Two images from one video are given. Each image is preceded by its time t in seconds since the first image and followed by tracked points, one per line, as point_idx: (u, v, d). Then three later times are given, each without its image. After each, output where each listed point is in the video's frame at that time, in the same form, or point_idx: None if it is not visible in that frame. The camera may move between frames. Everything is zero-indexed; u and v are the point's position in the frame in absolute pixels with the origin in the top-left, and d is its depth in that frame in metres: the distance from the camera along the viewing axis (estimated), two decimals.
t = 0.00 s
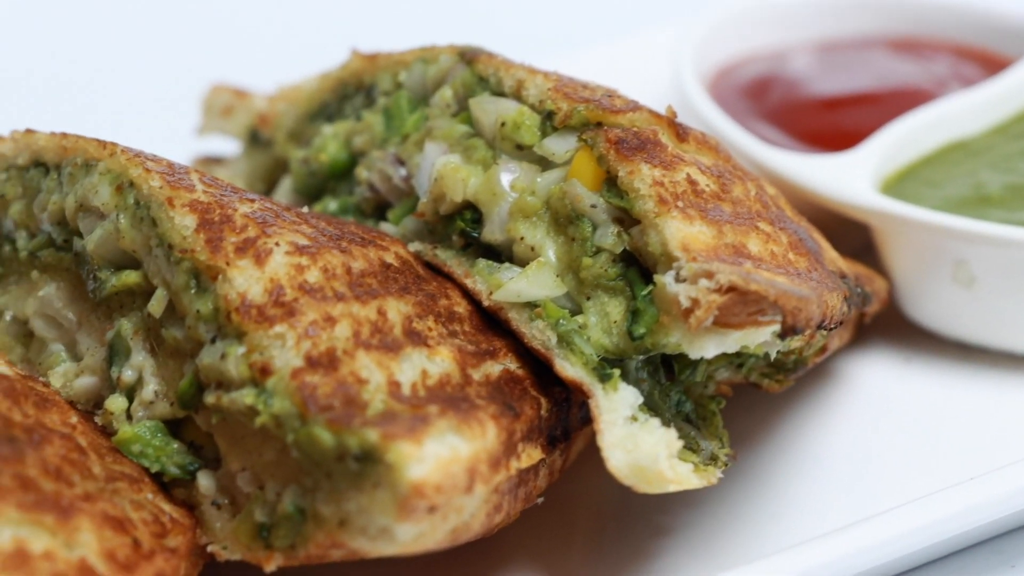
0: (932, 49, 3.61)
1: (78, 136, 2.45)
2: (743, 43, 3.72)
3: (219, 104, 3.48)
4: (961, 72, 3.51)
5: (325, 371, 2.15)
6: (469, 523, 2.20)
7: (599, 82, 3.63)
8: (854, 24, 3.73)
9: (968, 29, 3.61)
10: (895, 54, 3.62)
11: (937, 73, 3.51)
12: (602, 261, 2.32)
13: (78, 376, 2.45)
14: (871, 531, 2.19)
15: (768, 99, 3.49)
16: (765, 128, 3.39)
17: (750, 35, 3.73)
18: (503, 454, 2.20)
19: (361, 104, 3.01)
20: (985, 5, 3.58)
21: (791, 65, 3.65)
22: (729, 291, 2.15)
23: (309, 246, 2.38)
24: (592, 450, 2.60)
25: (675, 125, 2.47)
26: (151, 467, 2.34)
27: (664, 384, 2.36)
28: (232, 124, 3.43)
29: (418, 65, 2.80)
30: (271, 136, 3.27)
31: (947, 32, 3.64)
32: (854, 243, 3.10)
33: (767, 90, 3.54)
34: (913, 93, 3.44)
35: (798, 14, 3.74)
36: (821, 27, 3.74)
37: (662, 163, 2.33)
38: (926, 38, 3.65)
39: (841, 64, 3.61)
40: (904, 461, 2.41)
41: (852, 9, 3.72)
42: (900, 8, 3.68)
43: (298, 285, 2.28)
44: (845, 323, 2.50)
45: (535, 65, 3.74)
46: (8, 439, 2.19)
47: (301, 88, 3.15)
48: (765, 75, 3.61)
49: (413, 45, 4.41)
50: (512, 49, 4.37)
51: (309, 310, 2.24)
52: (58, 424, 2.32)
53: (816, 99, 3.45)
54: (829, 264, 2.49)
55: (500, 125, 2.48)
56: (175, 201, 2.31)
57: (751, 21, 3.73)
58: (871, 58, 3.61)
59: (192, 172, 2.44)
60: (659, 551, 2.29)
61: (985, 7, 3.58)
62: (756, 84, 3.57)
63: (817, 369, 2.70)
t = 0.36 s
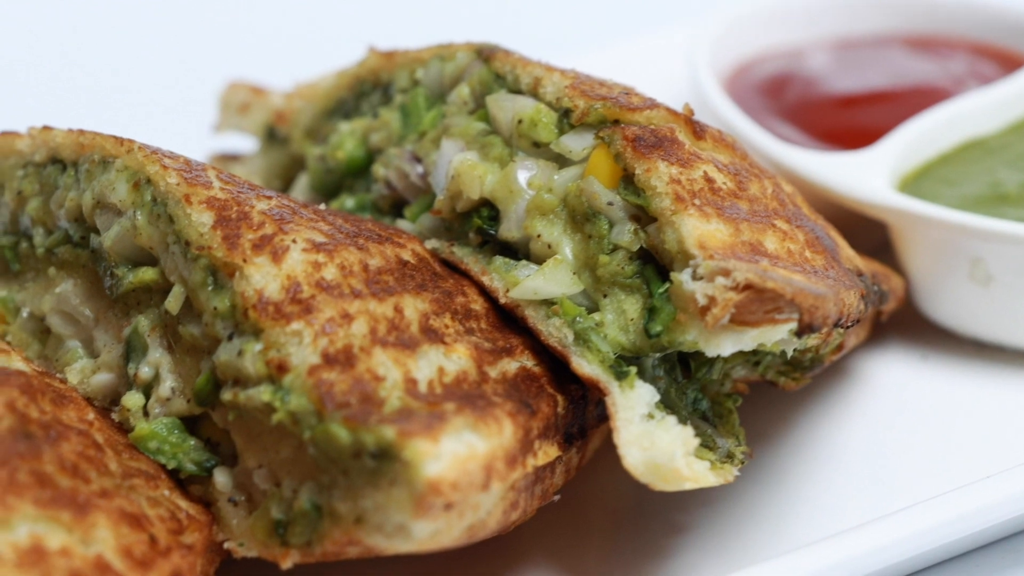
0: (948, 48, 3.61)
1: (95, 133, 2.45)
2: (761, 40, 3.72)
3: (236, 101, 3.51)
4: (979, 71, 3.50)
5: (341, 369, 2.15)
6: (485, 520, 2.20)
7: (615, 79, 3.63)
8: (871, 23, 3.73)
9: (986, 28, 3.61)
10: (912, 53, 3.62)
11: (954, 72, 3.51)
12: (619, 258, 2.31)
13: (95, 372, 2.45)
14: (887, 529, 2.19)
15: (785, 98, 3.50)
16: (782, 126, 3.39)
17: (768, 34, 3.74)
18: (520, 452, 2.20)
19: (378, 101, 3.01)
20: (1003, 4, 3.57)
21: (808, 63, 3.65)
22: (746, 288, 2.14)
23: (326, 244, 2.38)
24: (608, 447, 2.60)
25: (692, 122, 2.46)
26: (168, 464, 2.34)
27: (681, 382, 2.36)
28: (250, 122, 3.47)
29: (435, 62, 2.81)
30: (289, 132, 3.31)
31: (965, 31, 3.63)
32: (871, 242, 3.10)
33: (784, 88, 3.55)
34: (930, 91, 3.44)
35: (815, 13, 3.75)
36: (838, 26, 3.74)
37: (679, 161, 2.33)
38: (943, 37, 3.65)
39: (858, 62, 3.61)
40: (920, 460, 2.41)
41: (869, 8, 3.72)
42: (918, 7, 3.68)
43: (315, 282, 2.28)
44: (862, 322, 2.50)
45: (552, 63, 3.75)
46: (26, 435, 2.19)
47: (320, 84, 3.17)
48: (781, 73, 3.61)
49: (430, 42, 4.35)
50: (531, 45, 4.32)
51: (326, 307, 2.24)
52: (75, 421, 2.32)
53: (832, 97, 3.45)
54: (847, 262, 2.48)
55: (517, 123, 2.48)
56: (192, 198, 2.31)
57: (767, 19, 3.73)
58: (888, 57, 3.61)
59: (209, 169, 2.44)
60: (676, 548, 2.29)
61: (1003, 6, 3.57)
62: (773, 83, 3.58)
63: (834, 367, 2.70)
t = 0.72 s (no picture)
0: (966, 46, 3.60)
1: (113, 130, 2.45)
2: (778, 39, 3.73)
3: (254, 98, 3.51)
4: (997, 69, 3.49)
5: (358, 366, 2.15)
6: (502, 517, 2.20)
7: (632, 77, 3.63)
8: (889, 22, 3.73)
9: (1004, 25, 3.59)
10: (929, 50, 3.61)
11: (972, 69, 3.50)
12: (637, 256, 2.31)
13: (112, 369, 2.45)
14: (902, 528, 2.19)
15: (802, 96, 3.50)
16: (799, 124, 3.40)
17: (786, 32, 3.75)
18: (537, 449, 2.20)
19: (395, 99, 3.03)
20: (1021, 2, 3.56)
21: (825, 61, 3.65)
22: (764, 287, 2.15)
23: (344, 241, 2.38)
24: (624, 445, 2.60)
25: (710, 120, 2.46)
26: (185, 461, 2.34)
27: (698, 380, 2.36)
28: (267, 119, 3.46)
29: (453, 60, 2.82)
30: (306, 130, 3.31)
31: (983, 28, 3.62)
32: (888, 240, 3.10)
33: (801, 86, 3.55)
34: (948, 89, 3.44)
35: (832, 12, 3.76)
36: (855, 25, 3.75)
37: (697, 159, 2.33)
38: (961, 35, 3.64)
39: (876, 60, 3.61)
40: (937, 459, 2.41)
41: (887, 8, 3.73)
42: (936, 5, 3.67)
43: (333, 280, 2.28)
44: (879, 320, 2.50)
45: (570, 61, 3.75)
46: (43, 432, 2.19)
47: (337, 82, 3.17)
48: (799, 71, 3.62)
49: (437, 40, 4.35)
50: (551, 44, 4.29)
51: (344, 305, 2.24)
52: (92, 418, 2.33)
53: (850, 95, 3.45)
54: (864, 260, 2.48)
55: (534, 120, 2.48)
56: (210, 195, 2.31)
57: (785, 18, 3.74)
58: (905, 55, 3.61)
59: (226, 166, 2.43)
60: (693, 546, 2.29)
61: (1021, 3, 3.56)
62: (791, 81, 3.58)
63: (851, 366, 2.70)
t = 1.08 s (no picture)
0: (994, 45, 3.59)
1: (141, 126, 2.45)
2: (805, 38, 3.74)
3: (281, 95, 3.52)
4: None
5: (386, 364, 2.15)
6: (530, 516, 2.20)
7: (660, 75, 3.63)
8: (917, 19, 3.72)
9: None
10: (957, 49, 3.61)
11: (1000, 68, 3.49)
12: (664, 254, 2.31)
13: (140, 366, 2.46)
14: (929, 528, 2.19)
15: (829, 95, 3.50)
16: (826, 123, 3.40)
17: (812, 31, 3.75)
18: (564, 448, 2.20)
19: (422, 96, 3.00)
20: None
21: (853, 60, 3.65)
22: (792, 286, 2.15)
23: (371, 238, 2.38)
24: (652, 443, 2.59)
25: (738, 119, 2.46)
26: (213, 458, 2.36)
27: (725, 378, 2.36)
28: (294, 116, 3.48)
29: (480, 57, 2.82)
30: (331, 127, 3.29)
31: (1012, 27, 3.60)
32: (916, 238, 3.10)
33: (828, 84, 3.55)
34: (974, 88, 3.43)
35: (859, 10, 3.76)
36: (882, 23, 3.75)
37: (725, 157, 2.33)
38: (988, 34, 3.63)
39: (903, 59, 3.61)
40: (964, 460, 2.40)
41: (914, 6, 3.72)
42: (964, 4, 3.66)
43: (360, 277, 2.28)
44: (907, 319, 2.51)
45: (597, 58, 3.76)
46: (71, 428, 2.20)
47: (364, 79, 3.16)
48: (826, 70, 3.62)
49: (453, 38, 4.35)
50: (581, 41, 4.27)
51: (372, 302, 2.24)
52: (120, 414, 2.33)
53: (877, 94, 3.45)
54: (892, 259, 2.48)
55: (562, 118, 2.48)
56: (238, 192, 2.31)
57: (809, 18, 3.75)
58: (932, 54, 3.61)
59: (254, 163, 2.43)
60: (720, 545, 2.29)
61: None
62: (818, 80, 3.58)
63: (878, 365, 2.70)
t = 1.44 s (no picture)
0: None
1: (171, 124, 2.46)
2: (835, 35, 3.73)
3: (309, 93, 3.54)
4: None
5: (415, 361, 2.15)
6: (559, 514, 2.20)
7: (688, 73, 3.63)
8: (948, 18, 3.71)
9: None
10: (987, 48, 3.60)
11: None
12: (693, 253, 2.31)
13: (169, 363, 2.46)
14: (957, 528, 2.19)
15: (858, 93, 3.51)
16: (854, 121, 3.41)
17: (843, 28, 3.74)
18: (593, 446, 2.20)
19: (452, 94, 3.02)
20: None
21: (883, 58, 3.65)
22: (821, 285, 2.15)
23: (400, 236, 2.38)
24: (680, 442, 2.59)
25: (767, 118, 2.45)
26: (242, 455, 2.36)
27: (754, 377, 2.36)
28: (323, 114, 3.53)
29: (510, 56, 2.83)
30: (362, 124, 3.33)
31: None
32: (945, 237, 3.09)
33: (858, 83, 3.55)
34: (1004, 89, 3.42)
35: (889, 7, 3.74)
36: (912, 21, 3.73)
37: (754, 156, 2.33)
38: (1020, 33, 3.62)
39: (932, 58, 3.61)
40: (993, 460, 2.40)
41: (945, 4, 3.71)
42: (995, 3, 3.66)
43: (389, 275, 2.28)
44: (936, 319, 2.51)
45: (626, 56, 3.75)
46: (101, 425, 2.21)
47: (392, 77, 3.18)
48: (855, 68, 3.62)
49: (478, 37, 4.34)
50: (602, 40, 4.27)
51: (401, 300, 2.24)
52: (149, 412, 2.34)
53: (906, 93, 3.45)
54: (922, 259, 2.49)
55: (591, 117, 2.49)
56: (267, 189, 2.31)
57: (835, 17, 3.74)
58: (962, 53, 3.61)
59: (283, 160, 2.44)
60: (748, 545, 2.29)
61: None
62: (847, 78, 3.58)
63: (908, 364, 2.69)
